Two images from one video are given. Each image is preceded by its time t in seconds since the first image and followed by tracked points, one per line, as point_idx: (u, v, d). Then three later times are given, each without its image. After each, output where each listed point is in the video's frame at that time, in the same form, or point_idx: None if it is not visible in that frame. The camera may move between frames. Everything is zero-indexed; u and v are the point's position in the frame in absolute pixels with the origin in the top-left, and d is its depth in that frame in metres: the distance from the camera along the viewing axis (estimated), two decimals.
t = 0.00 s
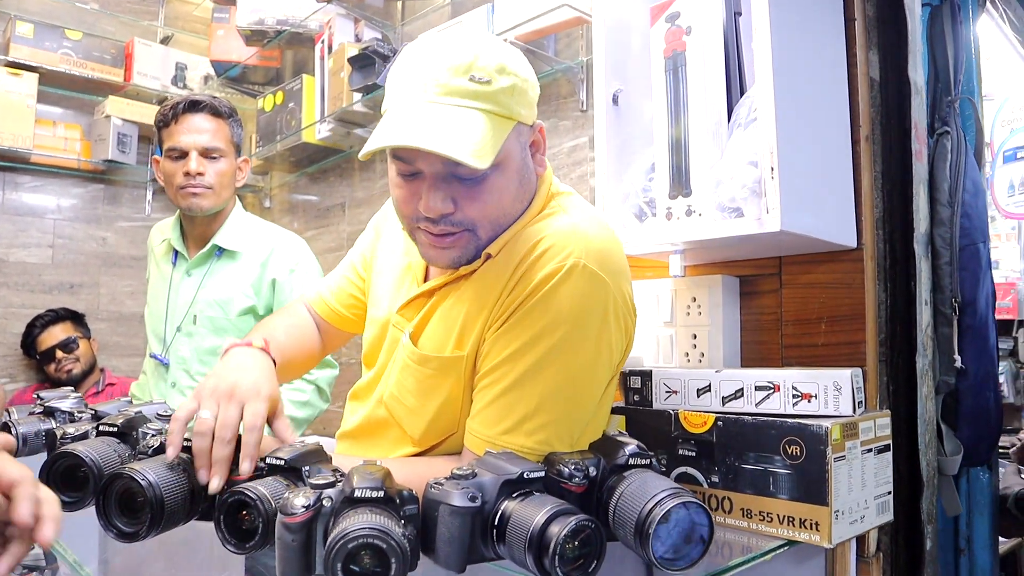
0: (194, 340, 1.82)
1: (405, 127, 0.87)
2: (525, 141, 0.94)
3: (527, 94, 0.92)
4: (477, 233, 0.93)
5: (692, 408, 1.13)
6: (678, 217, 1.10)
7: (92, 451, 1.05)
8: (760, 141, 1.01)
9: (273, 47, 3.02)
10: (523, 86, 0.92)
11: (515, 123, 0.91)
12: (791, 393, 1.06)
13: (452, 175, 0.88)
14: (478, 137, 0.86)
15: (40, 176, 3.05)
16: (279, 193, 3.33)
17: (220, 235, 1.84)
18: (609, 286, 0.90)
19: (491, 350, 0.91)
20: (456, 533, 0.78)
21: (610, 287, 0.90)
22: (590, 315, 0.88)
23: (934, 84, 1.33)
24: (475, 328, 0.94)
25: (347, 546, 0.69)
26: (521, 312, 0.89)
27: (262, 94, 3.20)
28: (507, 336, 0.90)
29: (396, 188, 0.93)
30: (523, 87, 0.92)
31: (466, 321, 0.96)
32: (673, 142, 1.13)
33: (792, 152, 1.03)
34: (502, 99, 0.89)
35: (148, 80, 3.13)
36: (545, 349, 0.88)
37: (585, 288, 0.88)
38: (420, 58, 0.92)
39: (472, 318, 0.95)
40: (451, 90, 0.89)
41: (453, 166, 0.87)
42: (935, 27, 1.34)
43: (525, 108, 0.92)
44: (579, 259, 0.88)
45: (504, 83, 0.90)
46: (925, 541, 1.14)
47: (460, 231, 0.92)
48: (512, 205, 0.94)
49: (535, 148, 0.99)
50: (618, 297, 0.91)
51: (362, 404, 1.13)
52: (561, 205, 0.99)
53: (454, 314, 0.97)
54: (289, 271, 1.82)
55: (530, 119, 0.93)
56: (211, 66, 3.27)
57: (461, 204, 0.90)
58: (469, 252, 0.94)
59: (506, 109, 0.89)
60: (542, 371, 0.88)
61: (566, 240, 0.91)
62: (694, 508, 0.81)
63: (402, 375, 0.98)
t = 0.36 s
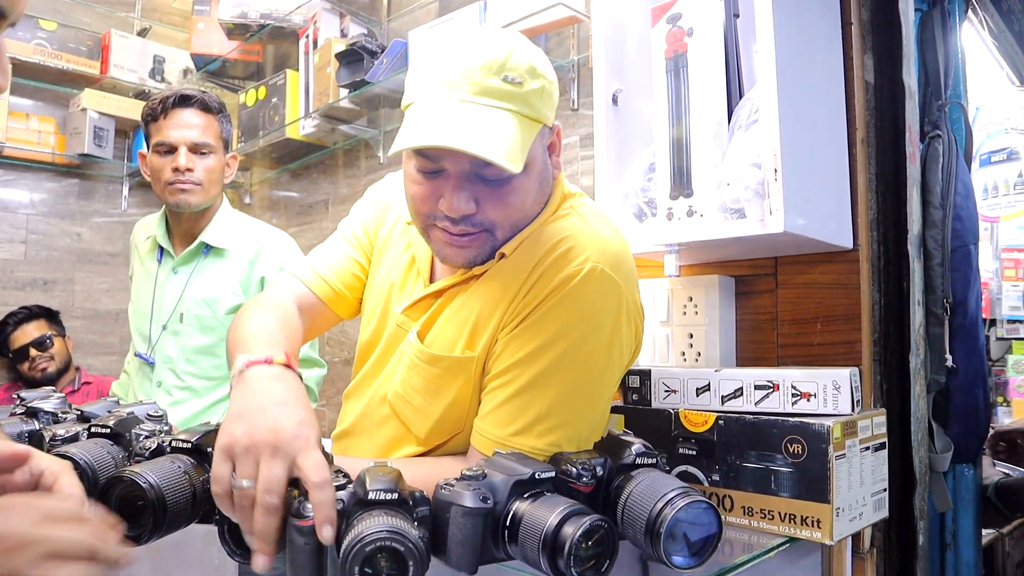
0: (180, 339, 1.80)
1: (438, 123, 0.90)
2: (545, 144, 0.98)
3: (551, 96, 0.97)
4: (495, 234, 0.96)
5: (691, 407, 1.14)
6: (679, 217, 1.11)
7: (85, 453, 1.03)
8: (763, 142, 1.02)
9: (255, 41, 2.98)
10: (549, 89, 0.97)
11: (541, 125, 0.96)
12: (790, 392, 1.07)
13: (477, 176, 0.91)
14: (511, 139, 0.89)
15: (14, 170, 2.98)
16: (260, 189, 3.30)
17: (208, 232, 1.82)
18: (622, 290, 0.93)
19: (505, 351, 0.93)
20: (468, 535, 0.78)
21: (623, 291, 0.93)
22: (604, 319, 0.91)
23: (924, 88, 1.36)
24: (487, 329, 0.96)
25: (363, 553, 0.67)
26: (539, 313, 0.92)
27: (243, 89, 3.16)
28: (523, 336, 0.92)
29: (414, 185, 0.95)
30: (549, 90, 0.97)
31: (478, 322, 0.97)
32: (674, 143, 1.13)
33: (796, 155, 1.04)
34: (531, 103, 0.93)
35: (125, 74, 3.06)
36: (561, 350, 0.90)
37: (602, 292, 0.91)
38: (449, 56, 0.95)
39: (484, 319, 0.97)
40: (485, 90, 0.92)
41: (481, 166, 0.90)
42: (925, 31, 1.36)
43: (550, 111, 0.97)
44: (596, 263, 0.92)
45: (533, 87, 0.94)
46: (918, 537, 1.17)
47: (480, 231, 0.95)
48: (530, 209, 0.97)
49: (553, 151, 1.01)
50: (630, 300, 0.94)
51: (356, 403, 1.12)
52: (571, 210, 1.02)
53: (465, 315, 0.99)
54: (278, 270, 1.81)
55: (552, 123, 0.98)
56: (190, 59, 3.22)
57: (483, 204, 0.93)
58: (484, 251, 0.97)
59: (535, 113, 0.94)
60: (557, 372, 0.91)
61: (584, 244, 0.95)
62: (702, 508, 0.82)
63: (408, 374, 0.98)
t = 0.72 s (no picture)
0: (167, 338, 1.78)
1: (464, 113, 0.92)
2: (563, 147, 1.02)
3: (574, 101, 1.01)
4: (507, 233, 0.99)
5: (687, 407, 1.16)
6: (677, 219, 1.13)
7: (79, 456, 1.02)
8: (763, 146, 1.04)
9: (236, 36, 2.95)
10: (572, 92, 1.01)
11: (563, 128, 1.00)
12: (784, 391, 1.08)
13: (496, 172, 0.94)
14: (534, 137, 0.93)
15: None
16: (240, 186, 3.27)
17: (196, 231, 1.82)
18: (630, 296, 0.98)
19: (515, 352, 0.96)
20: (478, 534, 0.78)
21: (630, 296, 0.98)
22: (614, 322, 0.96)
23: (910, 94, 1.39)
24: (497, 331, 0.99)
25: (351, 483, 0.53)
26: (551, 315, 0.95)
27: (223, 84, 3.13)
28: (534, 338, 0.96)
29: (432, 177, 0.97)
30: (573, 95, 1.01)
31: (487, 323, 1.00)
32: (672, 145, 1.14)
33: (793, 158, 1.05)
34: (557, 104, 0.97)
35: (102, 67, 3.00)
36: (572, 352, 0.94)
37: (613, 296, 0.96)
38: (477, 53, 0.98)
39: (494, 321, 1.00)
40: (513, 87, 0.95)
41: (501, 162, 0.93)
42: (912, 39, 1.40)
43: (572, 114, 1.01)
44: (608, 269, 0.97)
45: (559, 89, 0.98)
46: (904, 532, 1.20)
47: (492, 228, 0.98)
48: (545, 211, 1.01)
49: (571, 156, 1.06)
50: (637, 306, 0.99)
51: (355, 402, 1.13)
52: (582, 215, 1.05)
53: (473, 316, 1.01)
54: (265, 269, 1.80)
55: (572, 127, 1.02)
56: (169, 53, 3.18)
57: (498, 201, 0.96)
58: (496, 249, 1.01)
59: (558, 115, 0.98)
60: (567, 374, 0.94)
61: (598, 249, 0.99)
62: (705, 505, 0.84)
63: (415, 373, 1.00)
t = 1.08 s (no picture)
0: (162, 338, 1.78)
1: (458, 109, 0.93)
2: (564, 150, 1.00)
3: (576, 105, 1.00)
4: (503, 230, 0.98)
5: (690, 409, 1.17)
6: (682, 224, 1.15)
7: (85, 457, 1.02)
8: (769, 154, 1.06)
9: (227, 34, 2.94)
10: (573, 95, 0.99)
11: (561, 130, 0.98)
12: (787, 394, 1.11)
13: (490, 171, 0.94)
14: (522, 137, 0.92)
15: None
16: (229, 184, 3.25)
17: (193, 230, 1.81)
18: (638, 298, 0.98)
19: (522, 354, 0.97)
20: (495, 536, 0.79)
21: (637, 298, 0.98)
22: (620, 324, 0.96)
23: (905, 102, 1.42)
24: (505, 334, 0.99)
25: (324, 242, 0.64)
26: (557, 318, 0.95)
27: (213, 82, 3.11)
28: (541, 342, 0.96)
29: (432, 173, 0.97)
30: (575, 97, 0.99)
31: (495, 325, 1.00)
32: (677, 151, 1.16)
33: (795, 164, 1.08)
34: (552, 106, 0.96)
35: (89, 63, 2.98)
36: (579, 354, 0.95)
37: (620, 300, 0.96)
38: (480, 52, 0.98)
39: (501, 323, 1.00)
40: (508, 87, 0.95)
41: (494, 159, 0.93)
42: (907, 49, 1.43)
43: (573, 117, 0.99)
44: (615, 272, 0.96)
45: (555, 91, 0.96)
46: (901, 531, 1.23)
47: (487, 225, 0.97)
48: (542, 210, 1.00)
49: (575, 159, 1.05)
50: (643, 308, 0.99)
51: (367, 401, 1.15)
52: (591, 217, 1.05)
53: (480, 318, 1.01)
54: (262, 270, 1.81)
55: (574, 129, 1.00)
56: (159, 50, 3.16)
57: (492, 199, 0.95)
58: (493, 248, 0.99)
59: (554, 117, 0.96)
60: (575, 376, 0.95)
61: (604, 253, 0.99)
62: (715, 507, 0.85)
63: (423, 375, 1.01)
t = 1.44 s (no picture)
0: (164, 341, 1.78)
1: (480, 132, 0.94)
2: (585, 164, 1.01)
3: (597, 122, 1.00)
4: (521, 244, 1.00)
5: (699, 411, 1.19)
6: (691, 230, 1.16)
7: (101, 462, 1.02)
8: (780, 161, 1.08)
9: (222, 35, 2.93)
10: (594, 111, 0.99)
11: (582, 148, 0.99)
12: (794, 396, 1.13)
13: (511, 190, 0.95)
14: (542, 159, 0.93)
15: None
16: (222, 186, 3.23)
17: (195, 232, 1.81)
18: (656, 303, 0.99)
19: (541, 358, 0.98)
20: (520, 538, 0.81)
21: (655, 303, 0.99)
22: (638, 329, 0.97)
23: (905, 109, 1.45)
24: (523, 338, 1.01)
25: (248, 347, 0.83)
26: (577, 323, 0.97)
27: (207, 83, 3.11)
28: (561, 346, 0.97)
29: (452, 187, 0.99)
30: (597, 115, 1.00)
31: (514, 330, 1.02)
32: (687, 157, 1.17)
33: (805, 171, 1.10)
34: (572, 125, 0.96)
35: (80, 62, 2.96)
36: (598, 358, 0.96)
37: (638, 305, 0.97)
38: (501, 66, 0.99)
39: (520, 328, 1.01)
40: (529, 108, 0.95)
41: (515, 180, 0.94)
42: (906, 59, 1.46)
43: (593, 137, 1.00)
44: (634, 278, 0.98)
45: (576, 109, 0.97)
46: (904, 530, 1.25)
47: (507, 239, 0.99)
48: (561, 226, 1.01)
49: (592, 171, 1.07)
50: (660, 313, 1.00)
51: (383, 405, 1.16)
52: (608, 224, 1.07)
53: (500, 322, 1.03)
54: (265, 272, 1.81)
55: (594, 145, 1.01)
56: (152, 50, 3.14)
57: (512, 215, 0.97)
58: (512, 257, 1.01)
59: (574, 135, 0.97)
60: (593, 380, 0.96)
61: (622, 259, 1.00)
62: (733, 507, 0.87)
63: (443, 378, 1.02)
